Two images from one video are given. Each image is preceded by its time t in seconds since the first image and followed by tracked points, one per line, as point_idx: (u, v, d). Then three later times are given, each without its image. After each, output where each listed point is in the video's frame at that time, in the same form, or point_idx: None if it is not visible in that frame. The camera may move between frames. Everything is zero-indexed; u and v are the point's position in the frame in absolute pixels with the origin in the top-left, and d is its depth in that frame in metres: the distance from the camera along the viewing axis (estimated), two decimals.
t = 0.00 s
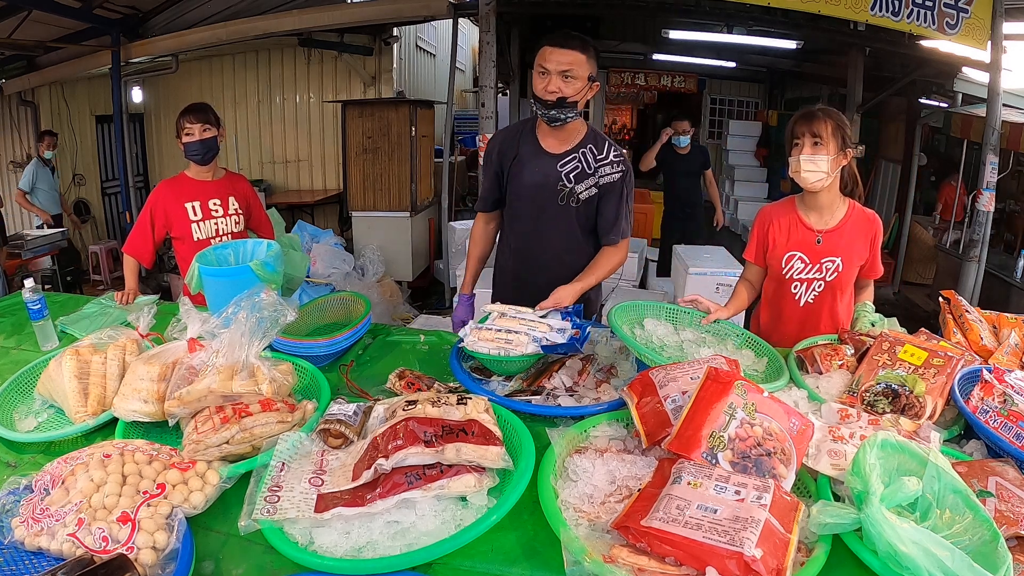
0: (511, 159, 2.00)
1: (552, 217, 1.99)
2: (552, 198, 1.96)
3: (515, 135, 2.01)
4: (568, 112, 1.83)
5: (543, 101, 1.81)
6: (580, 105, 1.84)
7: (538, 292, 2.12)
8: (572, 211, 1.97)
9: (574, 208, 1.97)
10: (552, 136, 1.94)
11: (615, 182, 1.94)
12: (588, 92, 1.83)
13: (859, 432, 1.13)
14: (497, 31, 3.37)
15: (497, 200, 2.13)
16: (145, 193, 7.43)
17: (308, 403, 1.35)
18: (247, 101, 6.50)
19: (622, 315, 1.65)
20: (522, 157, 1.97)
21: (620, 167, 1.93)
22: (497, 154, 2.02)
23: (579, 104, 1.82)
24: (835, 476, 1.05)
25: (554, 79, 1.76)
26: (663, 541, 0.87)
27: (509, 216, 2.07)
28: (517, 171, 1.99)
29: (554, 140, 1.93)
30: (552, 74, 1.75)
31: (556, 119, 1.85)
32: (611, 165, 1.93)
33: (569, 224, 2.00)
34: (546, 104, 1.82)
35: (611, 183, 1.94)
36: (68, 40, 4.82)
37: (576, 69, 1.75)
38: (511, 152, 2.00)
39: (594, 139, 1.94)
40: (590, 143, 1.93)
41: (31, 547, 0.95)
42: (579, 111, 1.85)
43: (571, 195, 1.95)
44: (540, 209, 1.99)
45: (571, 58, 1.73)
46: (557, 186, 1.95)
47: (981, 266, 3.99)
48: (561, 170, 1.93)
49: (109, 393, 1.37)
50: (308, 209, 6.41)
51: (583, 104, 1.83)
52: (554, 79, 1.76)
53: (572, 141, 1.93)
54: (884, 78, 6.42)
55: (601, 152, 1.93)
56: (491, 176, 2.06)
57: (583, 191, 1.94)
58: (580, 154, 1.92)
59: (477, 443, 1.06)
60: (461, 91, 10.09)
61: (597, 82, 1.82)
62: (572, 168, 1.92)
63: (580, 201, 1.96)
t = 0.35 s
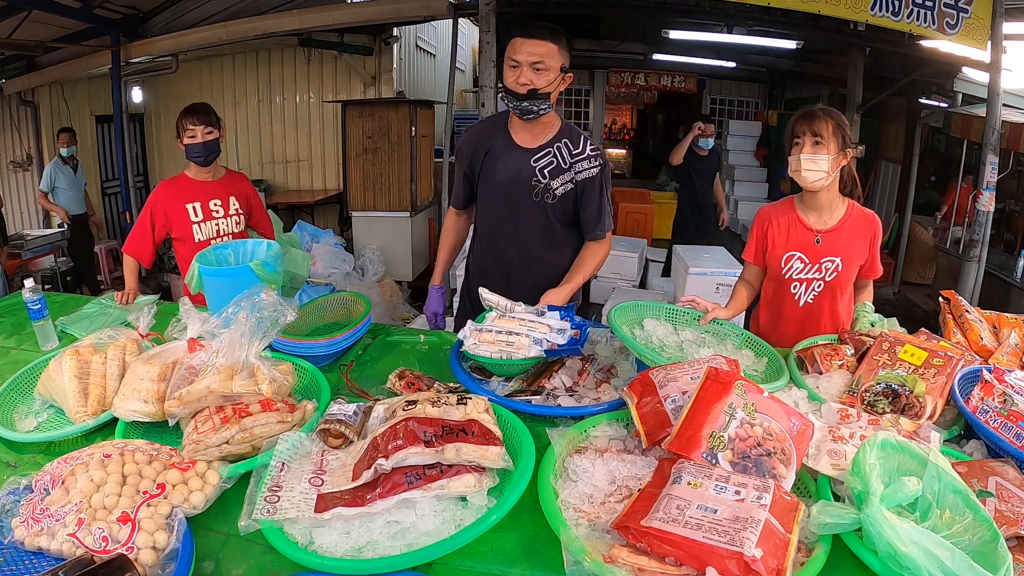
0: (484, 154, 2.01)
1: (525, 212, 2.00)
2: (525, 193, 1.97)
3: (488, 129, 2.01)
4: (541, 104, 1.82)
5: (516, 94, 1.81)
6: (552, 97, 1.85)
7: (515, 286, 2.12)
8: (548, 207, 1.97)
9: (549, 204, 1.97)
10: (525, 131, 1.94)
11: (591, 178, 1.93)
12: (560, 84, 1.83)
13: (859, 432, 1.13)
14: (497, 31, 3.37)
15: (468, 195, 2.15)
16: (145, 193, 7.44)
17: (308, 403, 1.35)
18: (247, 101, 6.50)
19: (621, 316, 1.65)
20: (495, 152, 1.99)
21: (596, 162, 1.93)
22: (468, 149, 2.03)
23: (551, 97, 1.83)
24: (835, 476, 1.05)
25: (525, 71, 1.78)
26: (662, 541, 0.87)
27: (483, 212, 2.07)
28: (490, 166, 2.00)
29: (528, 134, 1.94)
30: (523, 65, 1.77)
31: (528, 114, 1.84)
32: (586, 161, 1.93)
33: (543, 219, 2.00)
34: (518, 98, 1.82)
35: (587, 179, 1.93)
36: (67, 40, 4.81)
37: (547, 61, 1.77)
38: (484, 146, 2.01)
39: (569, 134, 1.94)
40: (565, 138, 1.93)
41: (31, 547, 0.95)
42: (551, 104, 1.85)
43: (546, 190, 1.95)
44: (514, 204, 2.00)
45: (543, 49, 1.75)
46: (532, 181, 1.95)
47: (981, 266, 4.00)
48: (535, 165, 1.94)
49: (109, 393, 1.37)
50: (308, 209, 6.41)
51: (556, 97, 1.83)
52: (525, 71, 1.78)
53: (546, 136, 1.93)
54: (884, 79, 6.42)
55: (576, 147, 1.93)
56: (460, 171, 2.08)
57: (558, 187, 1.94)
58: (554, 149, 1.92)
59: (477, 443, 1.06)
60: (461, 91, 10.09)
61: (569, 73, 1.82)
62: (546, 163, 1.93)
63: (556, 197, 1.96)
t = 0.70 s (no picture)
0: (432, 158, 2.01)
1: (486, 210, 2.08)
2: (484, 192, 2.04)
3: (434, 133, 2.00)
4: (496, 109, 1.87)
5: (472, 102, 1.83)
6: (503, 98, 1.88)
7: (480, 282, 2.20)
8: (507, 203, 2.08)
9: (507, 200, 2.07)
10: (476, 132, 1.99)
11: (542, 171, 2.09)
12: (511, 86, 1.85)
13: (859, 432, 1.13)
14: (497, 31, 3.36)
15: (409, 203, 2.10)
16: (145, 193, 7.45)
17: (308, 403, 1.35)
18: (247, 101, 6.51)
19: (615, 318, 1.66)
20: (446, 156, 2.00)
21: (542, 156, 2.09)
22: (414, 155, 2.00)
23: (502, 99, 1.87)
24: (835, 476, 1.05)
25: (479, 80, 1.77)
26: (663, 541, 0.87)
27: (437, 215, 2.09)
28: (444, 170, 2.01)
29: (478, 135, 2.00)
30: (477, 75, 1.76)
31: (484, 118, 1.88)
32: (533, 156, 2.07)
33: (502, 214, 2.10)
34: (475, 105, 1.84)
35: (537, 172, 2.08)
36: (67, 41, 4.81)
37: (500, 68, 1.76)
38: (432, 151, 2.00)
39: (514, 132, 2.05)
40: (511, 136, 2.04)
41: (31, 547, 0.95)
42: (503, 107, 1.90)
43: (504, 187, 2.05)
44: (474, 204, 2.06)
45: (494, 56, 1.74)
46: (490, 180, 2.02)
47: (981, 266, 4.00)
48: (491, 165, 2.01)
49: (109, 393, 1.37)
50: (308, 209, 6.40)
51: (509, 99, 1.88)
52: (479, 80, 1.77)
53: (496, 136, 2.01)
54: (883, 79, 6.43)
55: (523, 144, 2.05)
56: (407, 179, 2.03)
57: (514, 182, 2.05)
58: (505, 148, 2.02)
59: (477, 443, 1.06)
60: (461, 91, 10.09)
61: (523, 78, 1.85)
62: (502, 161, 2.02)
63: (512, 192, 2.07)
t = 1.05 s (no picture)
0: (408, 161, 2.00)
1: (466, 207, 2.10)
2: (462, 189, 2.07)
3: (407, 136, 1.99)
4: (464, 103, 1.90)
5: (439, 97, 1.87)
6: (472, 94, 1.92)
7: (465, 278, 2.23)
8: (484, 197, 2.12)
9: (484, 194, 2.11)
10: (448, 130, 2.01)
11: (511, 162, 2.14)
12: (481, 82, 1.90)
13: (859, 432, 1.13)
14: (497, 31, 3.36)
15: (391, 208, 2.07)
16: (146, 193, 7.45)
17: (308, 403, 1.35)
18: (247, 101, 6.51)
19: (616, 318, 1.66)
20: (422, 157, 2.00)
21: (511, 148, 2.13)
22: (390, 159, 1.97)
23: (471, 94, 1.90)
24: (835, 476, 1.05)
25: (448, 74, 1.82)
26: (663, 541, 0.87)
27: (418, 216, 2.10)
28: (422, 172, 2.02)
29: (449, 134, 2.01)
30: (445, 69, 1.81)
31: (456, 113, 1.91)
32: (503, 148, 2.11)
33: (480, 209, 2.14)
34: (443, 100, 1.87)
35: (508, 164, 2.13)
36: (68, 40, 4.82)
37: (468, 62, 1.82)
38: (407, 153, 1.99)
39: (482, 127, 2.08)
40: (480, 132, 2.07)
41: (31, 547, 0.95)
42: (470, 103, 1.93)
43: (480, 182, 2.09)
44: (453, 202, 2.08)
45: (462, 51, 1.81)
46: (467, 177, 2.05)
47: (981, 266, 4.01)
48: (466, 161, 2.04)
49: (109, 393, 1.37)
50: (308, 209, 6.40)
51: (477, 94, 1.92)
52: (448, 74, 1.82)
53: (466, 133, 2.04)
54: (884, 79, 6.43)
55: (492, 138, 2.09)
56: (388, 185, 2.00)
57: (489, 176, 2.09)
58: (477, 143, 2.05)
59: (477, 443, 1.06)
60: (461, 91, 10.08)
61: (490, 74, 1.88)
62: (475, 157, 2.05)
63: (488, 186, 2.11)
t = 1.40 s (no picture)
0: (406, 162, 2.03)
1: (466, 206, 2.10)
2: (461, 189, 2.07)
3: (404, 137, 2.01)
4: (458, 98, 1.90)
5: (433, 92, 1.88)
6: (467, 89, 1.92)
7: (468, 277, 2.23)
8: (484, 196, 2.11)
9: (484, 193, 2.11)
10: (445, 130, 2.02)
11: (512, 160, 2.12)
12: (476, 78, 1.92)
13: (859, 432, 1.13)
14: (497, 31, 3.36)
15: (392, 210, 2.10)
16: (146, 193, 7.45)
17: (308, 403, 1.35)
18: (247, 101, 6.51)
19: (616, 319, 1.67)
20: (420, 158, 2.02)
21: (510, 146, 2.12)
22: (387, 161, 2.00)
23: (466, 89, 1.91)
24: (835, 476, 1.05)
25: (441, 69, 1.84)
26: (663, 541, 0.87)
27: (419, 217, 2.10)
28: (420, 172, 2.03)
29: (447, 133, 2.02)
30: (438, 65, 1.84)
31: (449, 110, 1.91)
32: (503, 147, 2.10)
33: (481, 208, 2.13)
34: (437, 96, 1.88)
35: (508, 162, 2.12)
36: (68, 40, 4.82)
37: (461, 58, 1.84)
38: (405, 155, 2.01)
39: (481, 127, 2.08)
40: (479, 130, 2.07)
41: (31, 547, 0.95)
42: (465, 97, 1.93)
43: (479, 181, 2.08)
44: (453, 201, 2.08)
45: (455, 48, 1.82)
46: (465, 175, 2.05)
47: (981, 266, 4.01)
48: (464, 160, 2.05)
49: (109, 393, 1.37)
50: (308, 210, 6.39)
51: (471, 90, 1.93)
52: (442, 69, 1.84)
53: (464, 132, 2.05)
54: (884, 79, 6.44)
55: (490, 137, 2.08)
56: (386, 186, 2.03)
57: (488, 175, 2.09)
58: (475, 142, 2.05)
59: (477, 443, 1.06)
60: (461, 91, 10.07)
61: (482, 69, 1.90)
62: (474, 156, 2.05)
63: (487, 185, 2.10)
